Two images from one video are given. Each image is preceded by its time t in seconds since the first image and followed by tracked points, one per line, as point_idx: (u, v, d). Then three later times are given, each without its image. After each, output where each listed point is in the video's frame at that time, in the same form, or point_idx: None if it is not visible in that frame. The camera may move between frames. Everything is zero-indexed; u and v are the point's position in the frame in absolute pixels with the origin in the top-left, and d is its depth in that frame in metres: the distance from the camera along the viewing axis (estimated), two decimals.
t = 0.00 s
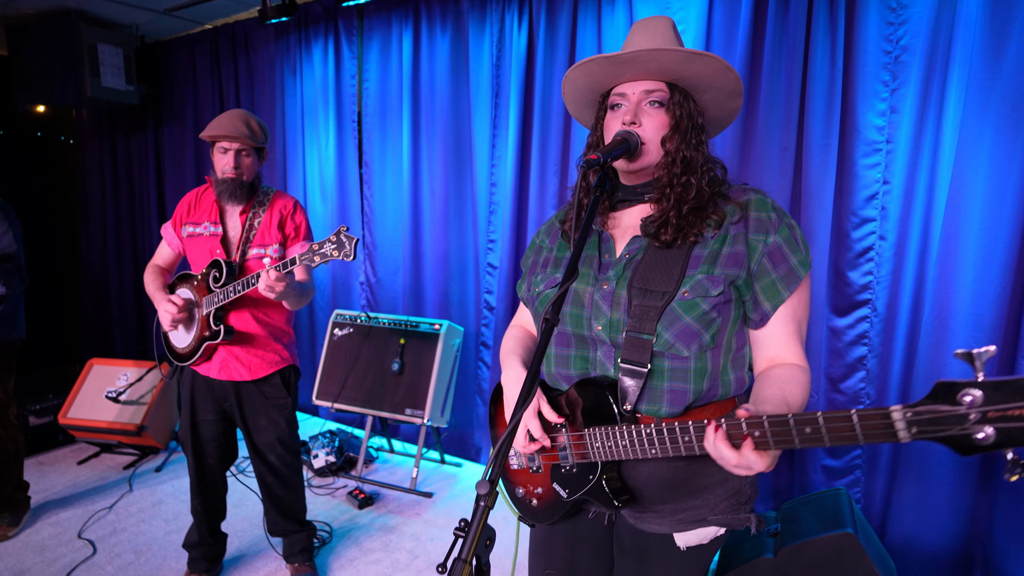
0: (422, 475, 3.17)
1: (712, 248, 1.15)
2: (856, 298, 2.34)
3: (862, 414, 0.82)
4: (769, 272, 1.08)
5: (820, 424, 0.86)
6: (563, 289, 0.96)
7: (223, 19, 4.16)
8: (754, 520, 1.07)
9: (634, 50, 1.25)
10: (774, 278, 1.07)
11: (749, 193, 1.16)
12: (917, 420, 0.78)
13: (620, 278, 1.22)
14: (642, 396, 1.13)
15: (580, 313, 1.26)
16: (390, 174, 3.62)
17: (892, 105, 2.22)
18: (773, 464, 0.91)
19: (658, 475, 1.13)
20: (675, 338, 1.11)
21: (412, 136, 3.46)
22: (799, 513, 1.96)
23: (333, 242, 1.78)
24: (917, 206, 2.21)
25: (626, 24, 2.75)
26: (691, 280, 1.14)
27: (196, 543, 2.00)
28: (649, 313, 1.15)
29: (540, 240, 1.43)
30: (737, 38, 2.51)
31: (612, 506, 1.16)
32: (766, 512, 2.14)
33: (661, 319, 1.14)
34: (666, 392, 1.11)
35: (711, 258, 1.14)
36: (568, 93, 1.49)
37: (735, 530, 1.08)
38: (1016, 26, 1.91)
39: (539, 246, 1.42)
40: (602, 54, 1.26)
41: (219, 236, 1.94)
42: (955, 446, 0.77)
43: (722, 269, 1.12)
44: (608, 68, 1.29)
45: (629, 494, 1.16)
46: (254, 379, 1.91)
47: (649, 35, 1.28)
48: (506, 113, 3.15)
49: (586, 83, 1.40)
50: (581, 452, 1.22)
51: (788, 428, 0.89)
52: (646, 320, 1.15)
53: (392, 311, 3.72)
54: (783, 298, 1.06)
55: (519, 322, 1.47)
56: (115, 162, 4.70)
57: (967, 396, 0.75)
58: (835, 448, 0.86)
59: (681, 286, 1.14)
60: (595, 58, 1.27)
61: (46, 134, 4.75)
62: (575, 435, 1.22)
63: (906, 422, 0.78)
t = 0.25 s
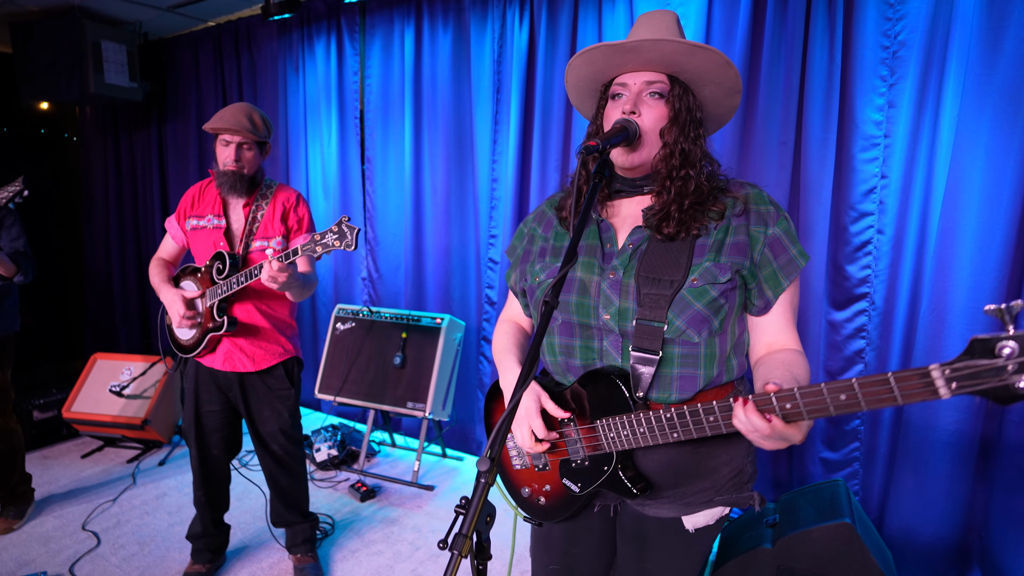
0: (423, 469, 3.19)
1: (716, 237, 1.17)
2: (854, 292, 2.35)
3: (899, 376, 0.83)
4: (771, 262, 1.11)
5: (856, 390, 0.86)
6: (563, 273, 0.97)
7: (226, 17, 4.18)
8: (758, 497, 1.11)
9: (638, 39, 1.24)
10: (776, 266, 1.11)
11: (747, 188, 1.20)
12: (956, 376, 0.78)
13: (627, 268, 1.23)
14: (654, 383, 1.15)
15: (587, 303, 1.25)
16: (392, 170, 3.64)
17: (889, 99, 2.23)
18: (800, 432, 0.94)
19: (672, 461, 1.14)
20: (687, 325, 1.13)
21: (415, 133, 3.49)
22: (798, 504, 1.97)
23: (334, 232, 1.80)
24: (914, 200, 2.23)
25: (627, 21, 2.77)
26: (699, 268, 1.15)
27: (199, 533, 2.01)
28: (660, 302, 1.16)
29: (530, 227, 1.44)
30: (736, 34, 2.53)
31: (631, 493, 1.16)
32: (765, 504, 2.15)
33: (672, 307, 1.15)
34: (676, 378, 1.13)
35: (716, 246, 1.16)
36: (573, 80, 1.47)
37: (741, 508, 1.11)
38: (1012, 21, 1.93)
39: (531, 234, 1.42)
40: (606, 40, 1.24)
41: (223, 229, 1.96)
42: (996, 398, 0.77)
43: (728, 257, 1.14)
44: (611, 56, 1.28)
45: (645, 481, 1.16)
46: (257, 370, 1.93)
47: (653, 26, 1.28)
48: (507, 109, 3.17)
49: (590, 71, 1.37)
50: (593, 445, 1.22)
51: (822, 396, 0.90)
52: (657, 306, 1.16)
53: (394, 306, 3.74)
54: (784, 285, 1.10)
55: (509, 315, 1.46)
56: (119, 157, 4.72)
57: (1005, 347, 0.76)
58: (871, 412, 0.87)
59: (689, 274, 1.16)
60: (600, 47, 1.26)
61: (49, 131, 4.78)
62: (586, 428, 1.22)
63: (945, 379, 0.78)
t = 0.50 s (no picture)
0: (424, 465, 3.21)
1: (717, 220, 1.20)
2: (851, 289, 2.37)
3: (931, 349, 0.91)
4: (768, 242, 1.16)
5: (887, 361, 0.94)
6: (559, 263, 0.97)
7: (228, 15, 4.19)
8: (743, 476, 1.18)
9: (640, 30, 1.25)
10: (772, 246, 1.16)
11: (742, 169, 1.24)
12: (987, 347, 0.86)
13: (632, 250, 1.24)
14: (662, 363, 1.18)
15: (593, 284, 1.25)
16: (394, 168, 3.66)
17: (887, 97, 2.25)
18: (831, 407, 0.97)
19: (672, 441, 1.19)
20: (694, 305, 1.16)
21: (416, 130, 3.50)
22: (795, 498, 1.98)
23: (336, 228, 1.82)
24: (911, 197, 2.24)
25: (626, 18, 2.78)
26: (705, 249, 1.18)
27: (201, 527, 2.03)
28: (668, 282, 1.18)
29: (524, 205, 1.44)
30: (735, 31, 2.54)
31: (641, 475, 1.17)
32: (763, 498, 2.16)
33: (679, 288, 1.17)
34: (682, 358, 1.17)
35: (718, 228, 1.19)
36: (571, 69, 1.47)
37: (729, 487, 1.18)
38: (1008, 20, 1.94)
39: (526, 213, 1.41)
40: (608, 31, 1.25)
41: (225, 224, 1.98)
42: None
43: (731, 238, 1.17)
44: (612, 47, 1.28)
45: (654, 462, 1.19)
46: (259, 365, 1.95)
47: (655, 19, 1.29)
48: (508, 107, 3.18)
49: (591, 60, 1.37)
50: (602, 428, 1.23)
51: (854, 371, 0.97)
52: (665, 288, 1.18)
53: (395, 303, 3.76)
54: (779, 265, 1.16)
55: (500, 298, 1.45)
56: (121, 155, 4.74)
57: None
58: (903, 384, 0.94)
59: (695, 256, 1.18)
60: (601, 36, 1.26)
61: (52, 129, 4.81)
62: (594, 411, 1.23)
63: (977, 350, 0.86)
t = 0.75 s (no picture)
0: (425, 464, 3.22)
1: (713, 234, 1.23)
2: (851, 289, 2.37)
3: (929, 368, 0.91)
4: (757, 258, 1.21)
5: (886, 377, 0.94)
6: (558, 263, 0.97)
7: (231, 14, 4.20)
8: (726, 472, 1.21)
9: (641, 31, 1.25)
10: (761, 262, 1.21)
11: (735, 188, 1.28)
12: (981, 367, 0.86)
13: (632, 257, 1.26)
14: (659, 369, 1.20)
15: (593, 289, 1.26)
16: (395, 167, 3.66)
17: (887, 98, 2.25)
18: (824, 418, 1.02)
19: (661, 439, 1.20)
20: (692, 314, 1.18)
21: (417, 130, 3.51)
22: (795, 497, 1.99)
23: (336, 230, 1.82)
24: (911, 197, 2.24)
25: (628, 19, 2.79)
26: (703, 260, 1.21)
27: (203, 526, 2.04)
28: (669, 291, 1.20)
29: (518, 202, 1.44)
30: (736, 32, 2.54)
31: (637, 477, 1.19)
32: (762, 498, 2.17)
33: (679, 296, 1.20)
34: (676, 364, 1.19)
35: (715, 241, 1.22)
36: (570, 72, 1.47)
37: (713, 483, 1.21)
38: (1008, 20, 1.94)
39: (521, 213, 1.41)
40: (610, 32, 1.25)
41: (227, 224, 1.98)
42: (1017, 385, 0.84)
43: (728, 251, 1.21)
44: (613, 47, 1.28)
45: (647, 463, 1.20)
46: (260, 365, 1.96)
47: (656, 23, 1.29)
48: (509, 106, 3.19)
49: (590, 62, 1.37)
50: (597, 430, 1.23)
51: (854, 386, 0.97)
52: (665, 296, 1.20)
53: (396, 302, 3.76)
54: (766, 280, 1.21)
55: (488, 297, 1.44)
56: (124, 154, 4.75)
57: None
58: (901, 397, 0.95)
59: (694, 266, 1.21)
60: (604, 35, 1.26)
61: (54, 128, 4.83)
62: (590, 414, 1.22)
63: (971, 370, 0.86)
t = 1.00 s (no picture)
0: (425, 467, 3.22)
1: (703, 252, 1.24)
2: (852, 294, 2.37)
3: (912, 404, 0.94)
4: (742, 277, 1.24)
5: (870, 411, 0.97)
6: (555, 278, 0.97)
7: (232, 17, 4.20)
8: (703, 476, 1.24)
9: (643, 41, 1.25)
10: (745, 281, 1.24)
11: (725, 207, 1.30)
12: (962, 409, 0.90)
13: (625, 270, 1.25)
14: (646, 383, 1.20)
15: (586, 300, 1.24)
16: (396, 170, 3.66)
17: (887, 103, 2.25)
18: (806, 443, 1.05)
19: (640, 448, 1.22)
20: (682, 330, 1.19)
21: (418, 133, 3.51)
22: (794, 504, 1.99)
23: (334, 238, 1.82)
24: (912, 203, 2.24)
25: (629, 23, 2.78)
26: (695, 277, 1.22)
27: (201, 531, 2.05)
28: (659, 305, 1.21)
29: (507, 207, 1.42)
30: (736, 37, 2.54)
31: (618, 485, 1.21)
32: (761, 504, 2.17)
33: (669, 312, 1.21)
34: (660, 377, 1.21)
35: (706, 258, 1.24)
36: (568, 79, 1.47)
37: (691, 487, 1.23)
38: (1009, 26, 1.93)
39: (514, 215, 1.40)
40: (609, 43, 1.25)
41: (224, 230, 1.98)
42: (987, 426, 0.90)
43: (717, 269, 1.23)
44: (613, 57, 1.28)
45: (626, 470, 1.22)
46: (258, 371, 1.96)
47: (655, 33, 1.29)
48: (509, 110, 3.18)
49: (589, 69, 1.36)
50: (581, 439, 1.23)
51: (838, 417, 0.99)
52: (656, 311, 1.20)
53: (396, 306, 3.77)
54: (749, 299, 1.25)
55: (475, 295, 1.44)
56: (125, 155, 4.75)
57: (1003, 387, 0.88)
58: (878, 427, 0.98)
59: (684, 282, 1.22)
60: (604, 45, 1.25)
61: (56, 129, 4.83)
62: (576, 422, 1.22)
63: (954, 412, 0.90)
